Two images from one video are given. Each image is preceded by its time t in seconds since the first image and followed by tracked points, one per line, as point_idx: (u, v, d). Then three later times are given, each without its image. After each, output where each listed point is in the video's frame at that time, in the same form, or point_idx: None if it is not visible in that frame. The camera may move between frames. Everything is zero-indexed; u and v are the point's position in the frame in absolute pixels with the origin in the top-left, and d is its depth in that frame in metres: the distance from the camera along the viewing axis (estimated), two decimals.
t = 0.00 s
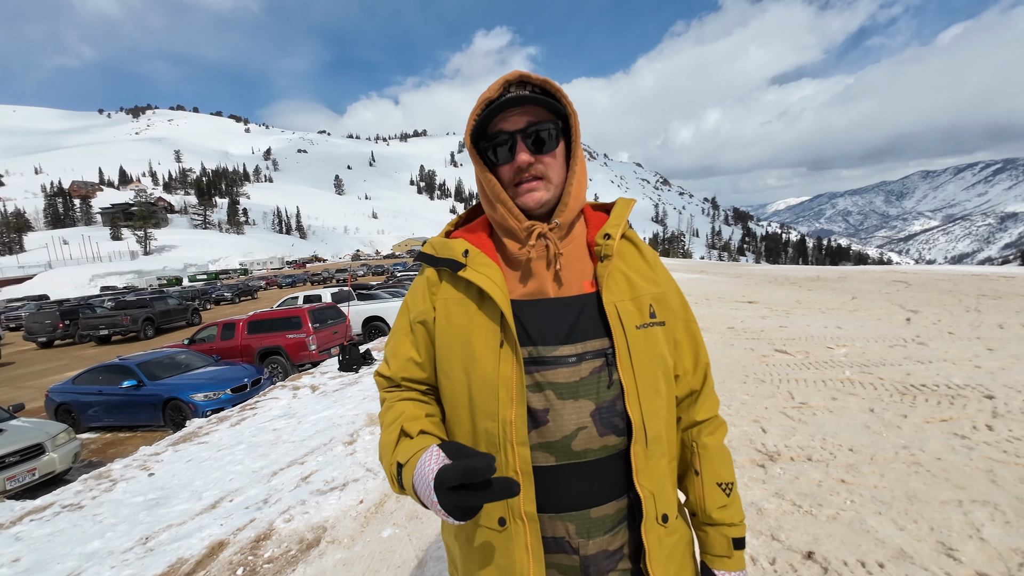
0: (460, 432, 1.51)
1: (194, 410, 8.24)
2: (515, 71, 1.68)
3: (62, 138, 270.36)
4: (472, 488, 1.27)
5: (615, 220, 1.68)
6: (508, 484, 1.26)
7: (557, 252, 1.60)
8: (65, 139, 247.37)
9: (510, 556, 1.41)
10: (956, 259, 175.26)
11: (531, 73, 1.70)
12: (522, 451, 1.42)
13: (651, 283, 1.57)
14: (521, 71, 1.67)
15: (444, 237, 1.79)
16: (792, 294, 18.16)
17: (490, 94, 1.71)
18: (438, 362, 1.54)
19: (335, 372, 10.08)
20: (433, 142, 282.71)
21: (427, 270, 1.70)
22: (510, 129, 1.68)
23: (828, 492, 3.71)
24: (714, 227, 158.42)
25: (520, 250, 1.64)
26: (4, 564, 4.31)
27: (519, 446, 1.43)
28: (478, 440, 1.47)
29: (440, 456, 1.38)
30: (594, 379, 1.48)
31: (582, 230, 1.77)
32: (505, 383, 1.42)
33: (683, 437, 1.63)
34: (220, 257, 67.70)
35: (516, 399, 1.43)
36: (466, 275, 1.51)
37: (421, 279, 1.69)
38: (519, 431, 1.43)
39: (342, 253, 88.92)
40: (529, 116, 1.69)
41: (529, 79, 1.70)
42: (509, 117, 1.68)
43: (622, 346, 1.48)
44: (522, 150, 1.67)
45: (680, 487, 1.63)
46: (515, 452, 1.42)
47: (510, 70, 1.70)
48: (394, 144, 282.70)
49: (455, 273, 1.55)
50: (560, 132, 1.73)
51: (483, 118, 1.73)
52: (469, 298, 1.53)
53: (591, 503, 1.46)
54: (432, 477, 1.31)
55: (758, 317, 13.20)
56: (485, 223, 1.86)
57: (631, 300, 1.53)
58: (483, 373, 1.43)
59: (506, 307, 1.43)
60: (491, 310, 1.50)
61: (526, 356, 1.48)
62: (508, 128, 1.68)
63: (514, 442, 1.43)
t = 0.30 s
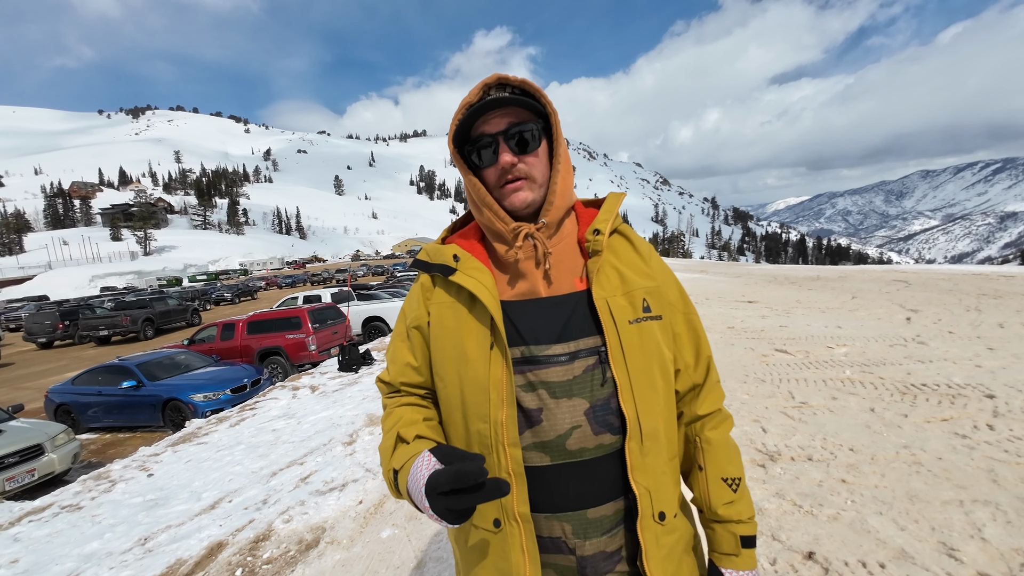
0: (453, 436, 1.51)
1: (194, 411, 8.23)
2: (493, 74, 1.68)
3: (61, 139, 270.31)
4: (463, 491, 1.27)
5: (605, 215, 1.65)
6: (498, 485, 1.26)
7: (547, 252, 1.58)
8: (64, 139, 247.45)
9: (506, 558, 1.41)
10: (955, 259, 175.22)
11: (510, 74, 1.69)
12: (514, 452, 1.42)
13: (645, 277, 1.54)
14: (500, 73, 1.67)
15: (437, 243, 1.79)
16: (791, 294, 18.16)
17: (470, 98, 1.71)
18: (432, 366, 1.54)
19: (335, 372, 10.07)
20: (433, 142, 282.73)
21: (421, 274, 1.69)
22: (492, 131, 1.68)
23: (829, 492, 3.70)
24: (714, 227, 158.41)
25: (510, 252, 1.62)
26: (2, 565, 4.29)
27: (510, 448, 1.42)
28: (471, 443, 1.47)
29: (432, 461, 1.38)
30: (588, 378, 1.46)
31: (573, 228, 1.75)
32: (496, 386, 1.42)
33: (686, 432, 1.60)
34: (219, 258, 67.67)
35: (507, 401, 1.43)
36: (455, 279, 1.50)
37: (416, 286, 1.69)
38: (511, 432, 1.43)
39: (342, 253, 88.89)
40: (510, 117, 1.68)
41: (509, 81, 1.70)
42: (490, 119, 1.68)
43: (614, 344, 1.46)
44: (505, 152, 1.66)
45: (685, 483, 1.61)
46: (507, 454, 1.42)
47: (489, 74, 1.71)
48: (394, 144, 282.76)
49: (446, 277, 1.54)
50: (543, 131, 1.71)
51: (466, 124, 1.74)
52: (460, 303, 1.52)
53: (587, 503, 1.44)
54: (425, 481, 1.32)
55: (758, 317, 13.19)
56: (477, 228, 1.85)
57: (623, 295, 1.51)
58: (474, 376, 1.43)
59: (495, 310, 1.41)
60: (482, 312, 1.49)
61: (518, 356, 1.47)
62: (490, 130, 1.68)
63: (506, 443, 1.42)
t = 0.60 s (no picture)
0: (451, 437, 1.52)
1: (193, 411, 8.22)
2: (491, 73, 1.68)
3: (61, 139, 270.20)
4: (453, 486, 1.27)
5: (603, 212, 1.64)
6: (489, 478, 1.26)
7: (546, 253, 1.57)
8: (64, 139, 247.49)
9: (502, 556, 1.43)
10: (955, 258, 175.23)
11: (506, 73, 1.69)
12: (508, 453, 1.42)
13: (645, 275, 1.52)
14: (496, 71, 1.67)
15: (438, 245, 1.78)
16: (791, 294, 18.18)
17: (467, 98, 1.71)
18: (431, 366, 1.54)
19: (335, 373, 10.06)
20: (433, 141, 282.75)
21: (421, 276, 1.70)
22: (491, 129, 1.67)
23: (830, 493, 3.68)
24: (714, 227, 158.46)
25: (509, 253, 1.61)
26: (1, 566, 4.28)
27: (505, 449, 1.42)
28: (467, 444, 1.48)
29: (425, 457, 1.38)
30: (584, 379, 1.44)
31: (572, 226, 1.74)
32: (491, 388, 1.42)
33: (689, 433, 1.58)
34: (219, 258, 67.65)
35: (501, 402, 1.43)
36: (452, 282, 1.49)
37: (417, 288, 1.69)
38: (505, 434, 1.42)
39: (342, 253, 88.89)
40: (508, 114, 1.67)
41: (505, 79, 1.69)
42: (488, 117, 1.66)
43: (611, 344, 1.45)
44: (504, 149, 1.65)
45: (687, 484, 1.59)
46: (501, 454, 1.42)
47: (486, 73, 1.70)
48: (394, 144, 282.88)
49: (444, 280, 1.53)
50: (541, 128, 1.70)
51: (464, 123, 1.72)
52: (457, 306, 1.51)
53: (584, 504, 1.43)
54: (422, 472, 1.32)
55: (758, 317, 13.19)
56: (477, 229, 1.84)
57: (621, 294, 1.50)
58: (470, 379, 1.43)
59: (489, 314, 1.41)
60: (478, 315, 1.47)
61: (514, 357, 1.46)
62: (489, 128, 1.66)
63: (501, 444, 1.43)
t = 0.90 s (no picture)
0: (457, 433, 1.53)
1: (194, 411, 8.24)
2: (502, 76, 1.69)
3: (61, 139, 270.02)
4: None
5: (607, 212, 1.66)
6: None
7: (554, 250, 1.59)
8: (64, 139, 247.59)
9: (509, 547, 1.45)
10: (955, 258, 175.34)
11: (516, 77, 1.71)
12: (517, 445, 1.44)
13: (646, 273, 1.54)
14: (507, 75, 1.69)
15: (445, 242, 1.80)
16: (791, 293, 18.24)
17: (478, 101, 1.71)
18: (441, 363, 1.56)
19: (336, 372, 10.08)
20: (433, 141, 282.82)
21: (429, 274, 1.72)
22: (503, 131, 1.68)
23: (829, 491, 3.71)
24: (714, 227, 158.55)
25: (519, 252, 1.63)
26: (4, 565, 4.30)
27: (514, 441, 1.44)
28: (475, 439, 1.48)
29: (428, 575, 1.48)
30: (588, 373, 1.47)
31: (577, 225, 1.77)
32: (500, 382, 1.45)
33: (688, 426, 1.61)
34: (219, 258, 67.62)
35: (510, 395, 1.45)
36: (461, 277, 1.52)
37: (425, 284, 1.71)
38: (514, 426, 1.44)
39: (342, 253, 88.89)
40: (520, 117, 1.69)
41: (516, 83, 1.71)
42: (500, 120, 1.67)
43: (614, 338, 1.47)
44: (516, 151, 1.66)
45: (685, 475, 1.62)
46: (510, 446, 1.43)
47: (496, 77, 1.72)
48: (394, 144, 283.00)
49: (453, 276, 1.55)
50: (551, 132, 1.73)
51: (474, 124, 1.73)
52: (465, 301, 1.53)
53: (587, 494, 1.46)
54: None
55: (758, 317, 13.23)
56: (483, 228, 1.86)
57: (624, 291, 1.52)
58: (479, 373, 1.45)
59: (498, 308, 1.43)
60: (485, 310, 1.50)
61: (520, 351, 1.49)
62: (501, 130, 1.67)
63: (510, 436, 1.44)
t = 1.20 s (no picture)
0: (466, 431, 1.52)
1: (194, 410, 8.24)
2: (508, 71, 1.68)
3: (60, 139, 269.70)
4: None
5: (610, 208, 1.68)
6: None
7: (560, 247, 1.61)
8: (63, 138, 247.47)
9: (526, 543, 1.45)
10: (954, 258, 175.55)
11: (523, 72, 1.71)
12: (532, 444, 1.44)
13: (649, 267, 1.57)
14: (514, 69, 1.68)
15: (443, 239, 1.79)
16: (790, 293, 18.27)
17: (483, 94, 1.70)
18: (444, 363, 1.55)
19: (336, 372, 10.09)
20: (432, 142, 282.89)
21: (429, 274, 1.71)
22: (507, 126, 1.67)
23: (829, 489, 3.72)
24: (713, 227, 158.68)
25: (523, 249, 1.64)
26: (5, 563, 4.31)
27: (528, 440, 1.44)
28: (487, 437, 1.48)
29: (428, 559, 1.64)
30: (601, 369, 1.50)
31: (578, 221, 1.79)
32: (511, 381, 1.45)
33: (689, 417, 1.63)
34: (218, 258, 67.58)
35: (523, 395, 1.46)
36: (466, 277, 1.52)
37: (423, 283, 1.70)
38: (528, 425, 1.45)
39: (341, 252, 88.85)
40: (525, 113, 1.69)
41: (522, 78, 1.71)
42: (505, 115, 1.67)
43: (624, 333, 1.49)
44: (520, 148, 1.66)
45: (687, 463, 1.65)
46: (525, 445, 1.44)
47: (501, 70, 1.71)
48: (393, 144, 282.97)
49: (455, 275, 1.55)
50: (555, 130, 1.73)
51: (477, 117, 1.72)
52: (470, 300, 1.54)
53: (601, 486, 1.49)
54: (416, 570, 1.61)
55: (757, 317, 13.25)
56: (482, 222, 1.86)
57: (630, 286, 1.54)
58: (488, 373, 1.45)
59: (507, 308, 1.44)
60: (492, 310, 1.51)
61: (532, 350, 1.49)
62: (505, 126, 1.67)
63: (524, 435, 1.45)
